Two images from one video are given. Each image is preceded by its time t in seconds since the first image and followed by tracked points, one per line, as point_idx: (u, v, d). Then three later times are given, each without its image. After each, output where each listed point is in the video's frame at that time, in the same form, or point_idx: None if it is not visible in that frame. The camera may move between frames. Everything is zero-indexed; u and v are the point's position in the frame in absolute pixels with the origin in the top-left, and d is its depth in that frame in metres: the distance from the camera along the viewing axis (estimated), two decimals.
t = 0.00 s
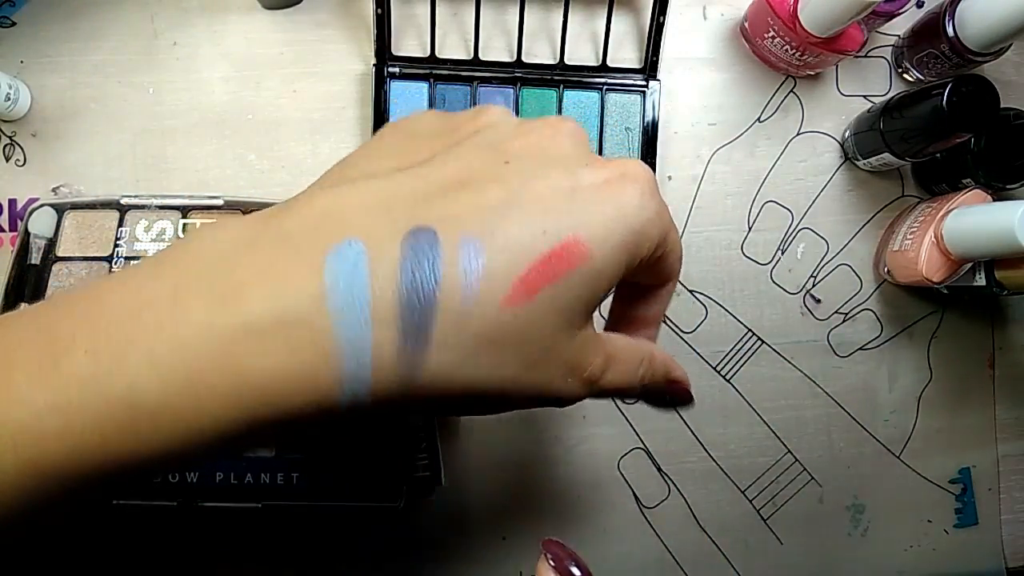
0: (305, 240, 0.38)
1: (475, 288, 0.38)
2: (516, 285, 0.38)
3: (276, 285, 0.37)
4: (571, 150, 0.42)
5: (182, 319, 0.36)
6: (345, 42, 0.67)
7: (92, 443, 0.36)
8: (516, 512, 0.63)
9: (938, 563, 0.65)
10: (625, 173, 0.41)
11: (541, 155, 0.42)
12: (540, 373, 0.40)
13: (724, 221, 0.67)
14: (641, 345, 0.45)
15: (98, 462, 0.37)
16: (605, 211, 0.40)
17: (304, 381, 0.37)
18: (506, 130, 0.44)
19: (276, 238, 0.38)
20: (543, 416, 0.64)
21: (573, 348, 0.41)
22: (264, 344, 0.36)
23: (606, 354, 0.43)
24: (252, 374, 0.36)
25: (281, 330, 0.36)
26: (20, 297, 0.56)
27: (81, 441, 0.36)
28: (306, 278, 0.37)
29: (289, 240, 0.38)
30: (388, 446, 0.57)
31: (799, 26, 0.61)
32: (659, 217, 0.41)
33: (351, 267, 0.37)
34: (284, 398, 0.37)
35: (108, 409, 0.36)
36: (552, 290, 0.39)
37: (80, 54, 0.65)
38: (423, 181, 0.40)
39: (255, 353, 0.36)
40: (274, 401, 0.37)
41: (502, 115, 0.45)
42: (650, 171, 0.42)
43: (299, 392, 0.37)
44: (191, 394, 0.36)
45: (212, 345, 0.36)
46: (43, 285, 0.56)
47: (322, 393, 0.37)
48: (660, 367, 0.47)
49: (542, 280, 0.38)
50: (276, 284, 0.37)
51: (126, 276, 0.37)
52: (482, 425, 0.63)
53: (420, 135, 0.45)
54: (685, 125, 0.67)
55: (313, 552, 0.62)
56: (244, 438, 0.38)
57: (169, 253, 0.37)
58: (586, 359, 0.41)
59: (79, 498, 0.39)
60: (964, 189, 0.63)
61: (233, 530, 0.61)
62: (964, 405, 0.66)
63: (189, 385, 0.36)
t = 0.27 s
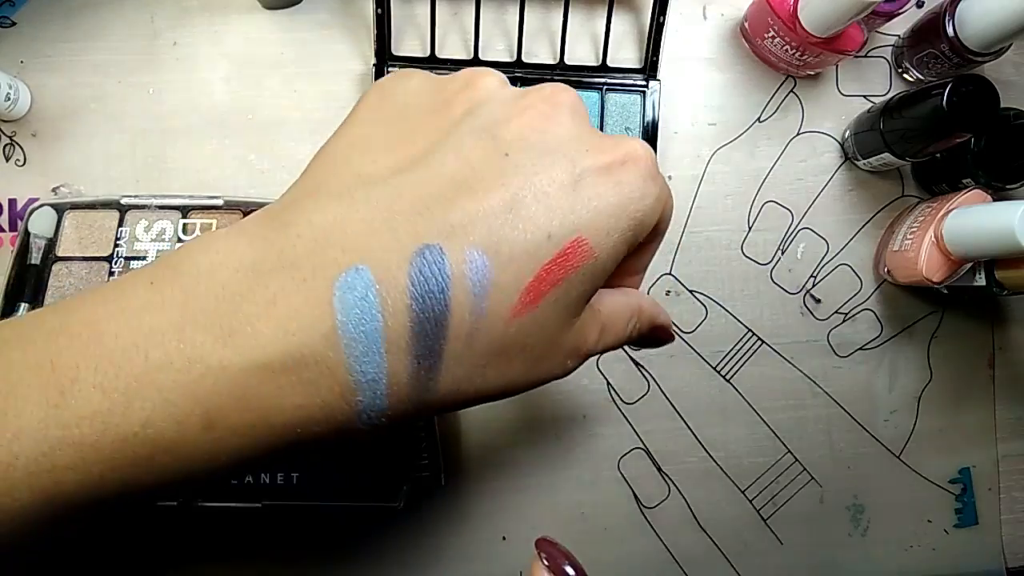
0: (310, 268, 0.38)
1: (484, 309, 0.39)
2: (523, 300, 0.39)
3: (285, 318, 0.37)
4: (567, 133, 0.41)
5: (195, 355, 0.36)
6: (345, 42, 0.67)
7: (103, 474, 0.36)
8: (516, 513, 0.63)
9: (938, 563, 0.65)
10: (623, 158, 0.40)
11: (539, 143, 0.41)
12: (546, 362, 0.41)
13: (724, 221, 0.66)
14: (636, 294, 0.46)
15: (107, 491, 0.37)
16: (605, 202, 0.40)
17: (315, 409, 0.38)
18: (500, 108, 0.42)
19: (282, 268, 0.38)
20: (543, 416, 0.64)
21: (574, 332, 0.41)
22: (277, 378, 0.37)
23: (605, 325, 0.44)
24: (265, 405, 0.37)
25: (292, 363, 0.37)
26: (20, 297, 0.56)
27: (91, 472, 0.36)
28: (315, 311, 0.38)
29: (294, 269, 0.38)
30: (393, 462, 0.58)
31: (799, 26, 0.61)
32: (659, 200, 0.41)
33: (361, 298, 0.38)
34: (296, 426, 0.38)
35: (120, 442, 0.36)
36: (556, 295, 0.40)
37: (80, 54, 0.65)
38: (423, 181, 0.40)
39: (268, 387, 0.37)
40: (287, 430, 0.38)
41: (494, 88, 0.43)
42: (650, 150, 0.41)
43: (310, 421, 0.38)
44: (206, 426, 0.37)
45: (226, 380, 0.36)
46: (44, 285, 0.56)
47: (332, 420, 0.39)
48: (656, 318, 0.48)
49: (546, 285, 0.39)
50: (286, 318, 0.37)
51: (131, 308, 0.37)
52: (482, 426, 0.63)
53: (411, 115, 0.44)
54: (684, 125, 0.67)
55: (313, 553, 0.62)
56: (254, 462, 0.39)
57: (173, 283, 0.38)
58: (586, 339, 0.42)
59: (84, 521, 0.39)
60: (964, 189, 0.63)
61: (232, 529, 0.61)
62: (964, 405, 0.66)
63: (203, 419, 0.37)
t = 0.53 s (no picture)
0: (313, 271, 0.38)
1: (486, 310, 0.39)
2: (523, 302, 0.40)
3: (290, 321, 0.37)
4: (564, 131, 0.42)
5: (201, 359, 0.36)
6: (345, 43, 0.67)
7: (108, 478, 0.36)
8: (516, 513, 0.63)
9: (938, 563, 0.65)
10: (621, 157, 0.41)
11: (539, 146, 0.41)
12: (545, 360, 0.42)
13: (724, 221, 0.66)
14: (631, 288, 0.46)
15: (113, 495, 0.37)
16: (605, 201, 0.40)
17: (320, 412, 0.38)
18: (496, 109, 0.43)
19: (283, 272, 0.38)
20: (544, 416, 0.64)
21: (573, 332, 0.42)
22: (281, 382, 0.37)
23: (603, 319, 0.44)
24: (271, 409, 0.37)
25: (295, 368, 0.37)
26: (20, 297, 0.56)
27: (97, 476, 0.36)
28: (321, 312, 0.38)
29: (297, 273, 0.38)
30: (393, 463, 0.58)
31: (799, 26, 0.61)
32: (657, 199, 0.41)
33: (363, 303, 0.38)
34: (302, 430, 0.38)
35: (126, 446, 0.36)
36: (557, 295, 0.40)
37: (80, 54, 0.65)
38: (422, 182, 0.40)
39: (273, 391, 0.37)
40: (290, 433, 0.38)
41: (490, 85, 0.44)
42: (648, 148, 0.42)
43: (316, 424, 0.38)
44: (210, 431, 0.37)
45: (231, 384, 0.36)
46: (44, 286, 0.56)
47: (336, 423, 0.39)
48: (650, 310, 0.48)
49: (547, 286, 0.40)
50: (289, 321, 0.37)
51: (133, 313, 0.37)
52: (482, 426, 0.63)
53: (410, 115, 0.44)
54: (684, 125, 0.67)
55: (313, 553, 0.62)
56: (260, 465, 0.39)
57: (175, 288, 0.38)
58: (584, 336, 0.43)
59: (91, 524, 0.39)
60: (964, 189, 0.63)
61: (233, 528, 0.61)
62: (964, 405, 0.66)
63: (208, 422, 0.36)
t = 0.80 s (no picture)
0: (318, 267, 0.38)
1: (489, 306, 0.39)
2: (524, 298, 0.40)
3: (296, 317, 0.38)
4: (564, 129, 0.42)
5: (208, 355, 0.36)
6: (345, 43, 0.67)
7: (110, 474, 0.36)
8: (516, 513, 0.63)
9: (938, 563, 0.65)
10: (622, 155, 0.41)
11: (538, 146, 0.41)
12: (545, 359, 0.42)
13: (724, 222, 0.66)
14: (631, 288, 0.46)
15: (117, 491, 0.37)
16: (606, 198, 0.40)
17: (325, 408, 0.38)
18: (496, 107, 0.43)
19: (285, 268, 0.38)
20: (544, 416, 0.64)
21: (573, 329, 0.42)
22: (284, 377, 0.37)
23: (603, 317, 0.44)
24: (276, 405, 0.37)
25: (298, 363, 0.37)
26: (20, 297, 0.56)
27: (102, 471, 0.36)
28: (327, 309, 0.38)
29: (300, 269, 0.38)
30: (394, 462, 0.57)
31: (799, 26, 0.61)
32: (657, 196, 0.41)
33: (365, 299, 0.38)
34: (307, 425, 0.38)
35: (131, 441, 0.36)
36: (557, 291, 0.40)
37: (80, 54, 0.65)
38: (422, 181, 0.40)
39: (279, 387, 0.37)
40: (293, 428, 0.38)
41: (490, 84, 0.44)
42: (648, 146, 0.42)
43: (321, 420, 0.38)
44: (212, 427, 0.37)
45: (237, 380, 0.37)
46: (44, 285, 0.56)
47: (339, 419, 0.39)
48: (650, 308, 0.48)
49: (547, 283, 0.39)
50: (292, 317, 0.37)
51: (136, 309, 0.37)
52: (482, 426, 0.63)
53: (409, 113, 0.44)
54: (685, 125, 0.67)
55: (314, 552, 0.62)
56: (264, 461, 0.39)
57: (178, 284, 0.38)
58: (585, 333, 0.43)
59: (93, 519, 0.39)
60: (964, 189, 0.63)
61: (233, 527, 0.61)
62: (964, 405, 0.66)
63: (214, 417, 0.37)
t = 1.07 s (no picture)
0: (315, 267, 0.38)
1: (489, 304, 0.39)
2: (525, 296, 0.40)
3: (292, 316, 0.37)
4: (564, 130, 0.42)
5: (203, 353, 0.36)
6: (345, 43, 0.67)
7: (109, 471, 0.36)
8: (516, 513, 0.63)
9: (938, 563, 0.65)
10: (622, 157, 0.41)
11: (539, 146, 0.41)
12: (544, 361, 0.42)
13: (724, 222, 0.67)
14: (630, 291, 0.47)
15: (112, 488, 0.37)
16: (605, 200, 0.40)
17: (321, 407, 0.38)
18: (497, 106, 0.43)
19: (285, 268, 0.38)
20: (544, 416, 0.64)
21: (573, 331, 0.42)
22: (284, 375, 0.37)
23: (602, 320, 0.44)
24: (271, 403, 0.37)
25: (297, 361, 0.37)
26: (20, 296, 0.56)
27: (97, 469, 0.36)
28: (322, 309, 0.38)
29: (299, 267, 0.38)
30: (394, 461, 0.57)
31: (799, 26, 0.61)
32: (656, 197, 0.41)
33: (366, 296, 0.38)
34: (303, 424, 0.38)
35: (125, 439, 0.36)
36: (556, 292, 0.40)
37: (80, 55, 0.65)
38: (422, 181, 0.40)
39: (275, 385, 0.37)
40: (293, 426, 0.38)
41: (490, 86, 0.44)
42: (648, 147, 0.42)
43: (317, 418, 0.38)
44: (212, 424, 0.37)
45: (233, 379, 0.36)
46: (44, 285, 0.56)
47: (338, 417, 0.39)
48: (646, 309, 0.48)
49: (546, 282, 0.39)
50: (291, 316, 0.37)
51: (135, 307, 0.37)
52: (482, 425, 0.63)
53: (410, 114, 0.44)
54: (685, 125, 0.67)
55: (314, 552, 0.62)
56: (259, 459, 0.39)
57: (178, 282, 0.38)
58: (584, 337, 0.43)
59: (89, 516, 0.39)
60: (964, 189, 0.63)
61: (231, 528, 0.61)
62: (964, 405, 0.66)
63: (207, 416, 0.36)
